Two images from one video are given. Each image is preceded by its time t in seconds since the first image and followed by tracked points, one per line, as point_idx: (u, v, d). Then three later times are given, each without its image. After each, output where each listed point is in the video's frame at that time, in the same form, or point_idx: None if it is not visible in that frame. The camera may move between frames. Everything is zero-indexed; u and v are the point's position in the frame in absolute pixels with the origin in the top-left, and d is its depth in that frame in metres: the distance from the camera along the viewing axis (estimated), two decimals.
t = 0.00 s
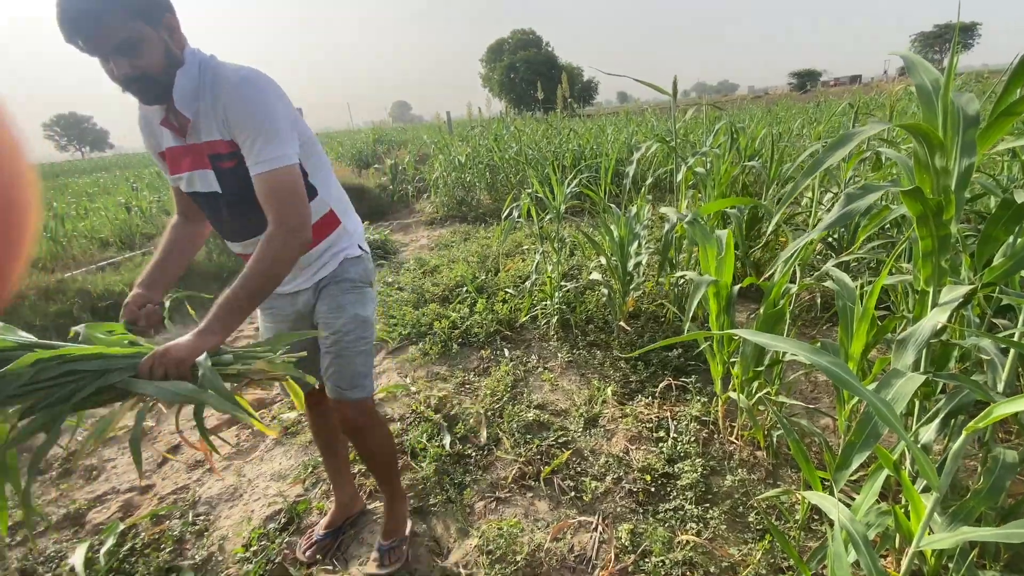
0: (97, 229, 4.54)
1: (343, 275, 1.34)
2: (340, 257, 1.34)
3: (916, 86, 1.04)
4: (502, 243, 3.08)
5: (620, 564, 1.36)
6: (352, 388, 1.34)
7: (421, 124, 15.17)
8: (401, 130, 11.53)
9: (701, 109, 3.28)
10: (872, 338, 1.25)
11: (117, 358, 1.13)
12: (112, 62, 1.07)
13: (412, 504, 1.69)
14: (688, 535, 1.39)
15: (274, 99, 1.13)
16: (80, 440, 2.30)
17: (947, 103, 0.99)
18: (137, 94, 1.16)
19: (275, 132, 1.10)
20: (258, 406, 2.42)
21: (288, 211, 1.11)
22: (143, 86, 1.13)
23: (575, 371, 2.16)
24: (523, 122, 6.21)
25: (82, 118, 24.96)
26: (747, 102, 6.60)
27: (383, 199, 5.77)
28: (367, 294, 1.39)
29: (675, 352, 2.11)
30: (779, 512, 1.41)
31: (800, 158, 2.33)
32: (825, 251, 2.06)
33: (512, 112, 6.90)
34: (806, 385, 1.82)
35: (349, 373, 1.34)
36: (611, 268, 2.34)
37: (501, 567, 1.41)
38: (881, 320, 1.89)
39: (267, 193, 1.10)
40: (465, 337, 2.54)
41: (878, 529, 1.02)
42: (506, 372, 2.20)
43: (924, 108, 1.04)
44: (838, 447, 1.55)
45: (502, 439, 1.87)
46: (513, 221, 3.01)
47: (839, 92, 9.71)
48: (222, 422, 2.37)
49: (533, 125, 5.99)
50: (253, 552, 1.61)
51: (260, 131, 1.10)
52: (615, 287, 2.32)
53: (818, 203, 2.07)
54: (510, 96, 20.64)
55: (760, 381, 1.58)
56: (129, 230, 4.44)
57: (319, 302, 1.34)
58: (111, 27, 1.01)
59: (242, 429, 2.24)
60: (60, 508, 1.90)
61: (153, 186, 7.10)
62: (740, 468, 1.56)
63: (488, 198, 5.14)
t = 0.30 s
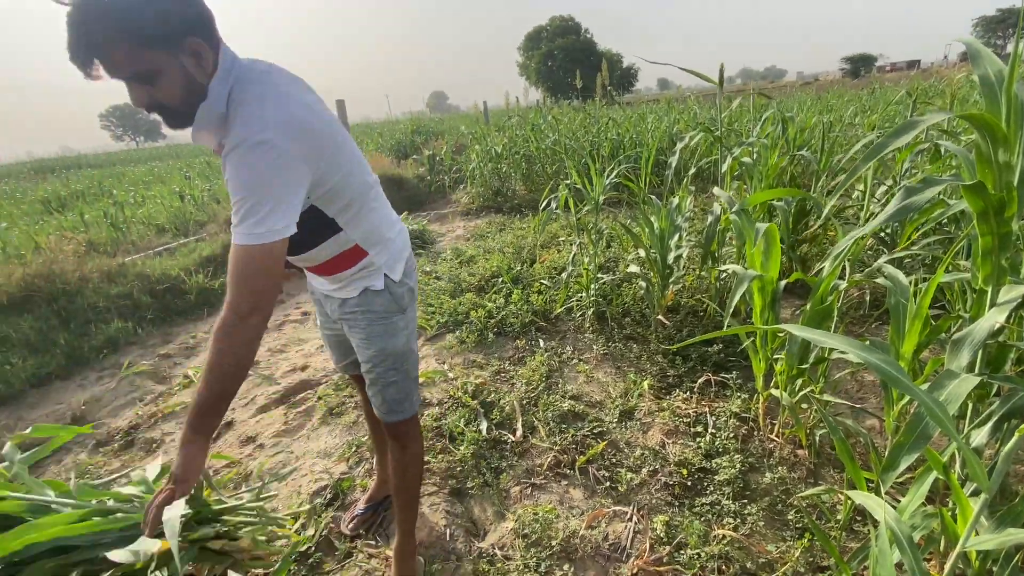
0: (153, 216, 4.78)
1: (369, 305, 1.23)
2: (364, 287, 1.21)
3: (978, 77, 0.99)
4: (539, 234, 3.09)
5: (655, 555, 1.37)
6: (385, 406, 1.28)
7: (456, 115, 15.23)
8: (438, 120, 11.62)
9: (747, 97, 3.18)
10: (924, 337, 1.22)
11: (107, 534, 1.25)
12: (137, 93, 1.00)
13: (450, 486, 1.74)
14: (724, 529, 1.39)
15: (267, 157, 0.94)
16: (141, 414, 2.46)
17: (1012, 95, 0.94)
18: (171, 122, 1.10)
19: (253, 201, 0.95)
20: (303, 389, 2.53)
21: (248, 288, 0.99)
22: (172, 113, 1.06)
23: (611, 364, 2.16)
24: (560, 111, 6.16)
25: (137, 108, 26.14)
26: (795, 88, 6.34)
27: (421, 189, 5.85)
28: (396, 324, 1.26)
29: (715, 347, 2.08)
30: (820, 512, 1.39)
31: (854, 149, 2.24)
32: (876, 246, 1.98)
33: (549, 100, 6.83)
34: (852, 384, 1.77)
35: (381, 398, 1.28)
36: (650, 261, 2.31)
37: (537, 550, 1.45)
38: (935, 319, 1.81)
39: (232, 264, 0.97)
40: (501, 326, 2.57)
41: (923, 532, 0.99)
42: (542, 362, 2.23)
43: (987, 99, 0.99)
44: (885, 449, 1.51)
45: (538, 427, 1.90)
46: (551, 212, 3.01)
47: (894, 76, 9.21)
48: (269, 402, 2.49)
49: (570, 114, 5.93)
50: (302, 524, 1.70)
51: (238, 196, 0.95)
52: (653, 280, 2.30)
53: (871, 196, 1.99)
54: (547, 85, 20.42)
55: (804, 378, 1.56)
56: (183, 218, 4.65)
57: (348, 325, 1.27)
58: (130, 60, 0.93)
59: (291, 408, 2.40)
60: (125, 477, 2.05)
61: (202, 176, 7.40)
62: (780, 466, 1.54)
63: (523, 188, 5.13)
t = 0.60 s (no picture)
0: (198, 200, 4.97)
1: (405, 301, 1.25)
2: (401, 282, 1.24)
3: None
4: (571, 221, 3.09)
5: (686, 541, 1.39)
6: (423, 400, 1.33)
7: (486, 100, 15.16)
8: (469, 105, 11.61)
9: (790, 80, 3.08)
10: (972, 333, 1.19)
11: None
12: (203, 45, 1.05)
13: (483, 467, 1.79)
14: (756, 519, 1.39)
15: (347, 119, 0.98)
16: (192, 389, 2.60)
17: None
18: (234, 82, 1.15)
19: (331, 168, 0.98)
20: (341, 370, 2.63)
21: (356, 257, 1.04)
22: (234, 71, 1.11)
23: (643, 353, 2.17)
24: (593, 95, 6.06)
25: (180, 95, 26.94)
26: (841, 69, 6.05)
27: (452, 175, 5.89)
28: (431, 321, 1.27)
29: (751, 339, 2.05)
30: (856, 506, 1.38)
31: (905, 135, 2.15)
32: (924, 238, 1.91)
33: (581, 84, 6.73)
34: (893, 379, 1.73)
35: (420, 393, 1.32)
36: (686, 250, 2.29)
37: (568, 531, 1.49)
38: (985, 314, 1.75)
39: (340, 237, 1.03)
40: (532, 313, 2.59)
41: (962, 529, 0.97)
42: (574, 349, 2.25)
43: None
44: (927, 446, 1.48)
45: (569, 413, 1.93)
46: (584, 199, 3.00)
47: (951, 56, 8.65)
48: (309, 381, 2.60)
49: (603, 98, 5.84)
50: (344, 496, 1.80)
51: (319, 160, 0.98)
52: (688, 270, 2.28)
53: (923, 185, 1.91)
54: (580, 68, 20.05)
55: (844, 372, 1.53)
56: (226, 203, 4.82)
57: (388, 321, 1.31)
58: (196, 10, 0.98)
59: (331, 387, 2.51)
60: (179, 447, 2.18)
61: (242, 162, 7.61)
62: (816, 459, 1.53)
63: (555, 174, 5.10)
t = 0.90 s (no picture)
0: (213, 186, 5.02)
1: (440, 275, 1.28)
2: (438, 255, 1.27)
3: None
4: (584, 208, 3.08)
5: (696, 525, 1.41)
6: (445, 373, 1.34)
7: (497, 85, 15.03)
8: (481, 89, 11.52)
9: (809, 64, 3.02)
10: (988, 324, 1.19)
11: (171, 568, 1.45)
12: None
13: (497, 450, 1.83)
14: (767, 505, 1.41)
15: (452, 66, 1.13)
16: (212, 372, 2.67)
17: None
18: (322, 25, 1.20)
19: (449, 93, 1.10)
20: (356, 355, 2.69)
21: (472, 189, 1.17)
22: (326, 12, 1.17)
23: (655, 340, 2.18)
24: (607, 80, 5.98)
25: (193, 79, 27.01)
26: (863, 52, 5.90)
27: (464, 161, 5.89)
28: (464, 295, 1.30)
29: (764, 328, 2.05)
30: (867, 494, 1.39)
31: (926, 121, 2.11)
32: (943, 228, 1.89)
33: (595, 68, 6.64)
34: (907, 369, 1.73)
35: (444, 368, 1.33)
36: (700, 238, 2.29)
37: (580, 513, 1.53)
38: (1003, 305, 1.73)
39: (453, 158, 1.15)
40: (544, 300, 2.61)
41: (971, 517, 0.98)
42: (586, 336, 2.27)
43: None
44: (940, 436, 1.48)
45: (581, 399, 1.95)
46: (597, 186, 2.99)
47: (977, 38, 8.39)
48: (325, 365, 2.65)
49: (617, 82, 5.76)
50: (362, 477, 1.85)
51: (433, 94, 1.10)
52: (702, 258, 2.28)
53: (943, 173, 1.88)
54: (594, 51, 19.73)
55: (858, 361, 1.53)
56: (241, 188, 4.86)
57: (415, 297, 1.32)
58: None
59: (347, 371, 2.57)
60: (201, 428, 2.25)
61: (255, 147, 7.65)
62: (827, 447, 1.54)
63: (567, 160, 5.07)
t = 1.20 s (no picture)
0: (194, 178, 4.91)
1: (471, 231, 1.43)
2: (475, 216, 1.45)
3: None
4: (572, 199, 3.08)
5: (688, 512, 1.43)
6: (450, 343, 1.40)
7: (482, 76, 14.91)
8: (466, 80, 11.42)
9: (793, 55, 3.05)
10: (973, 311, 1.22)
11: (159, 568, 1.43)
12: None
13: (489, 442, 1.84)
14: (756, 491, 1.44)
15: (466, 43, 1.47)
16: (197, 368, 2.62)
17: None
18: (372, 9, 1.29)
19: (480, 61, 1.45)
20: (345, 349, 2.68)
21: (494, 137, 1.58)
22: None
23: (644, 331, 2.19)
24: (593, 70, 5.98)
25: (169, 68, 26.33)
26: (845, 44, 5.96)
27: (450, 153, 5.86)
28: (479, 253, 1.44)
29: (752, 317, 2.08)
30: (854, 479, 1.42)
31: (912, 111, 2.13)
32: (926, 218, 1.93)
33: (581, 58, 6.61)
34: (890, 356, 1.76)
35: (455, 326, 1.39)
36: (687, 229, 2.30)
37: (573, 502, 1.54)
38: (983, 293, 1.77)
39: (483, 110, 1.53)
40: (534, 292, 2.61)
41: (959, 500, 1.00)
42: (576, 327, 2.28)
43: None
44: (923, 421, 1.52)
45: (572, 390, 1.96)
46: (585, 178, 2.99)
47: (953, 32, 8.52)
48: (313, 359, 2.63)
49: (604, 73, 5.74)
50: (354, 471, 1.85)
51: (480, 57, 1.43)
52: (690, 248, 2.29)
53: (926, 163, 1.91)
54: (579, 42, 19.64)
55: (844, 349, 1.56)
56: (222, 181, 4.76)
57: (443, 253, 1.43)
58: None
59: (337, 365, 2.56)
60: (188, 425, 2.21)
61: (236, 138, 7.49)
62: (814, 434, 1.57)
63: (554, 151, 5.06)
